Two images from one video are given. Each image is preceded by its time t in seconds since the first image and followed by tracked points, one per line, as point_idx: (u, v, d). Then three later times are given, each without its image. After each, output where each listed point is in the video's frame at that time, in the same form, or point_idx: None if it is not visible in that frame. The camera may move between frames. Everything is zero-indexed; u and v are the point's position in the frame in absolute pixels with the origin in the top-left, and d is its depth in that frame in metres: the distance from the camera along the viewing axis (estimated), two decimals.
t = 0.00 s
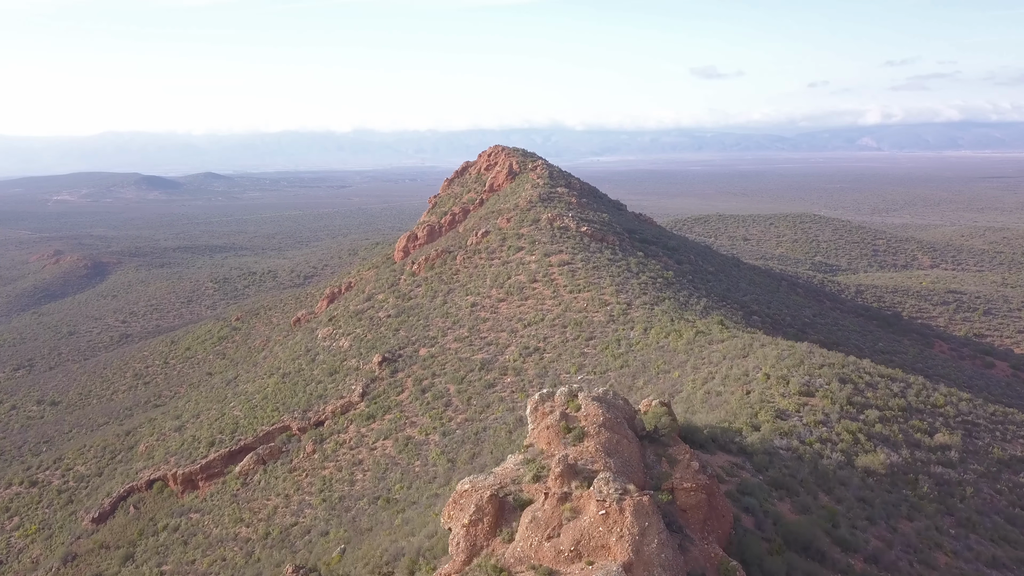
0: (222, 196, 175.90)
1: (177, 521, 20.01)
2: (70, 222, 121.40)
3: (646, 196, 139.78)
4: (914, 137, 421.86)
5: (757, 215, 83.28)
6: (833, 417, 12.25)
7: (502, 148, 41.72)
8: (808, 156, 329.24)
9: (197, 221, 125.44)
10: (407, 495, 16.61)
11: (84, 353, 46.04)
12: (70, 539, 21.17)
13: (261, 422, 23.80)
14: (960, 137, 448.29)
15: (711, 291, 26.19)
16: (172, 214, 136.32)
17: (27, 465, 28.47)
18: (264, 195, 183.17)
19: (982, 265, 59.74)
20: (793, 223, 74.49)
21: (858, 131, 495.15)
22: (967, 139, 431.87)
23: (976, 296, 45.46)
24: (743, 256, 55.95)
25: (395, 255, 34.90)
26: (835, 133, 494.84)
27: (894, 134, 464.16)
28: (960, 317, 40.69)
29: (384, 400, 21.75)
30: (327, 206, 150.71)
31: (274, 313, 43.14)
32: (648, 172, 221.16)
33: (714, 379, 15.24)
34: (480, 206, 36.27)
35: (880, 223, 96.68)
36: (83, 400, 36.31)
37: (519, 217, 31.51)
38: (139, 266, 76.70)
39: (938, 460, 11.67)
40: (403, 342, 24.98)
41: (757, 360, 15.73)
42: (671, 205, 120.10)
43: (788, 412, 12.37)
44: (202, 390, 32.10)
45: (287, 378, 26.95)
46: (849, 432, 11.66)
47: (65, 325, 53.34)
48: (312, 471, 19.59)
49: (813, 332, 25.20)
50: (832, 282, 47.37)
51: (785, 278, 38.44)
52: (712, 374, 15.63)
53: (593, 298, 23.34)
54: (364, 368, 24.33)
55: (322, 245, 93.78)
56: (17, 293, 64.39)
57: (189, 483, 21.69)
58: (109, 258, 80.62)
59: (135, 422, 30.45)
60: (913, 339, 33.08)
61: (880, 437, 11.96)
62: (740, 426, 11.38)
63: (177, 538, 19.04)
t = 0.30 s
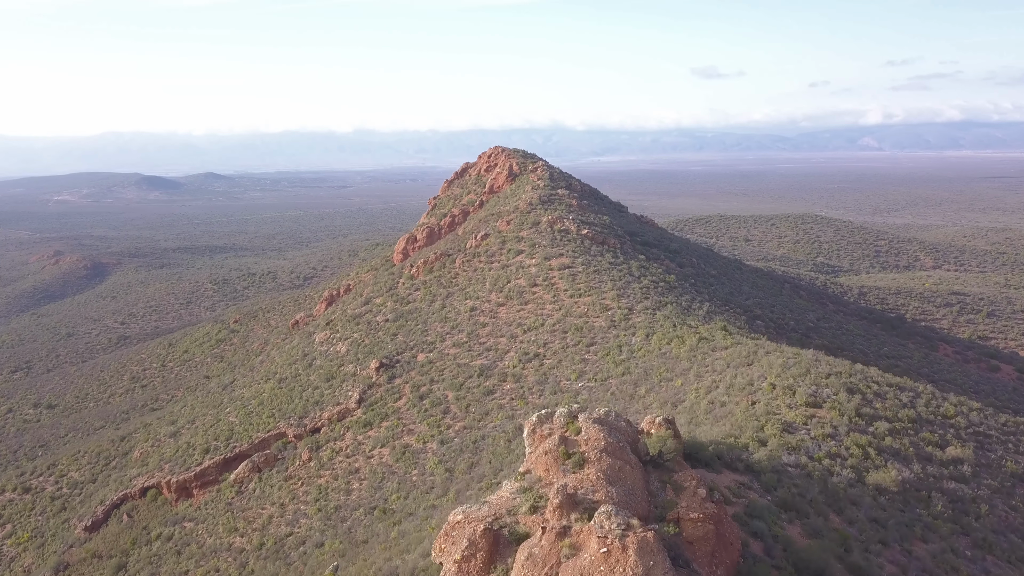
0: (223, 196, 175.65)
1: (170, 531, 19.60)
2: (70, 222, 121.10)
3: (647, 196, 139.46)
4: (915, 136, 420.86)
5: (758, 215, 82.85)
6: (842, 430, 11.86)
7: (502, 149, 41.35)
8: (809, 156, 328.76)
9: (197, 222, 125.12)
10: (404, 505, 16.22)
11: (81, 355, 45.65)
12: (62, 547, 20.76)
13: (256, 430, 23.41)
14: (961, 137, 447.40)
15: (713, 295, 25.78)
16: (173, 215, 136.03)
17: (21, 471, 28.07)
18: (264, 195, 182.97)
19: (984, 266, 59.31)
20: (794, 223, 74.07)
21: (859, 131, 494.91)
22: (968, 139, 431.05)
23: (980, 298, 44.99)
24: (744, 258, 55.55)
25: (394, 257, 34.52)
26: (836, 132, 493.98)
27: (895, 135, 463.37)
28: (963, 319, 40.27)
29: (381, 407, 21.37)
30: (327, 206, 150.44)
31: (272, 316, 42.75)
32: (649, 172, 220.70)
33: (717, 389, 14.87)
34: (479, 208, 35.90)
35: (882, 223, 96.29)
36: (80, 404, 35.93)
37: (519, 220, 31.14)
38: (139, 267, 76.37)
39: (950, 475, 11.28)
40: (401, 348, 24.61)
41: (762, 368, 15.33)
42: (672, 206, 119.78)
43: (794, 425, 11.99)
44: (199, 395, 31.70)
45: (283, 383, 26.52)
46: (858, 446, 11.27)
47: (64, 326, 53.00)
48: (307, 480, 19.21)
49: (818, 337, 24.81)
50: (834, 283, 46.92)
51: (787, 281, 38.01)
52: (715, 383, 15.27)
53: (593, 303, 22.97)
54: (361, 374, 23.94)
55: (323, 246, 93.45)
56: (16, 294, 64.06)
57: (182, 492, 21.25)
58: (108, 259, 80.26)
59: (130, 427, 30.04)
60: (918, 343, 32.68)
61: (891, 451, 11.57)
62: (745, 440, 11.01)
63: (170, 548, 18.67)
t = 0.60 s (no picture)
0: (224, 196, 175.34)
1: (163, 541, 19.17)
2: (71, 222, 120.90)
3: (648, 196, 139.06)
4: (916, 135, 420.12)
5: (760, 215, 82.41)
6: (853, 444, 11.43)
7: (503, 150, 40.99)
8: (810, 155, 328.11)
9: (197, 222, 124.86)
10: (401, 518, 15.80)
11: (79, 357, 45.33)
12: (53, 557, 20.38)
13: (252, 436, 23.04)
14: (963, 136, 446.29)
15: (716, 299, 25.37)
16: (173, 215, 135.81)
17: (14, 476, 27.70)
18: (265, 195, 182.84)
19: (988, 266, 58.84)
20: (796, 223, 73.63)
21: (860, 131, 494.12)
22: (969, 138, 430.05)
23: (984, 300, 44.52)
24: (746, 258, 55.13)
25: (393, 260, 34.13)
26: (837, 131, 493.08)
27: (896, 135, 462.82)
28: (968, 321, 39.84)
29: (378, 415, 20.95)
30: (327, 206, 150.19)
31: (270, 318, 42.39)
32: (650, 172, 220.35)
33: (722, 399, 14.45)
34: (479, 210, 35.54)
35: (884, 223, 95.83)
36: (76, 407, 35.58)
37: (519, 222, 30.76)
38: (138, 268, 76.12)
39: (965, 492, 10.86)
40: (399, 353, 24.23)
41: (767, 378, 14.90)
42: (674, 206, 119.41)
43: (803, 439, 11.57)
44: (195, 399, 31.30)
45: (279, 389, 26.14)
46: (870, 463, 10.83)
47: (62, 328, 52.72)
48: (302, 489, 18.76)
49: (822, 342, 24.39)
50: (837, 285, 46.50)
51: (790, 284, 37.62)
52: (720, 393, 14.85)
53: (594, 308, 22.56)
54: (359, 380, 23.55)
55: (323, 246, 93.14)
56: (16, 295, 63.80)
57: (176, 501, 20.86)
58: (108, 259, 80.01)
59: (126, 432, 29.67)
60: (923, 345, 32.28)
61: (904, 467, 11.15)
62: (753, 457, 10.61)
63: (163, 559, 18.24)
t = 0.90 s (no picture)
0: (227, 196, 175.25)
1: (157, 552, 18.25)
2: (74, 222, 120.89)
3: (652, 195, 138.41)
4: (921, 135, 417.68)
5: (764, 216, 81.86)
6: (868, 463, 11.12)
7: (505, 151, 40.66)
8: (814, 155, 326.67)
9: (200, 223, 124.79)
10: (401, 530, 15.06)
11: (80, 359, 45.06)
12: (46, 568, 19.97)
13: (249, 444, 22.67)
14: (968, 135, 443.75)
15: (720, 303, 24.92)
16: (176, 216, 135.72)
17: (11, 483, 27.35)
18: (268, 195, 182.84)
19: (996, 267, 58.10)
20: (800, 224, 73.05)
21: (864, 130, 492.27)
22: (975, 137, 427.56)
23: (992, 301, 43.91)
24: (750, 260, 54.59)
25: (394, 262, 33.76)
26: (841, 130, 490.88)
27: (901, 134, 460.24)
28: (977, 323, 39.26)
29: (379, 423, 20.47)
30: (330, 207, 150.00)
31: (271, 321, 42.03)
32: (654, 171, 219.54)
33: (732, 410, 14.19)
34: (481, 212, 35.21)
35: (890, 223, 95.05)
36: (75, 411, 35.25)
37: (521, 225, 30.43)
38: (141, 269, 75.92)
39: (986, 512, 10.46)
40: (399, 360, 23.81)
41: (777, 387, 14.56)
42: (678, 206, 118.86)
43: (816, 457, 11.38)
44: (194, 405, 30.91)
45: (278, 395, 25.79)
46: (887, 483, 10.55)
47: (63, 329, 52.51)
48: (299, 499, 17.77)
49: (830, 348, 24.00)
50: (843, 287, 45.98)
51: (795, 287, 37.16)
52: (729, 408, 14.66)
53: (599, 314, 22.10)
54: (358, 387, 23.17)
55: (326, 247, 92.95)
56: (18, 295, 63.65)
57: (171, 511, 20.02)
58: (111, 260, 79.88)
59: (123, 438, 29.31)
60: (932, 348, 31.90)
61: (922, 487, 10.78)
62: (765, 481, 10.66)
63: (156, 570, 17.32)
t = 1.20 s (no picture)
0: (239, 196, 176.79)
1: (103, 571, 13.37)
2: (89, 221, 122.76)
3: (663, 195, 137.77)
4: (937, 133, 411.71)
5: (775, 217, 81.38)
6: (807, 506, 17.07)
7: (513, 153, 40.86)
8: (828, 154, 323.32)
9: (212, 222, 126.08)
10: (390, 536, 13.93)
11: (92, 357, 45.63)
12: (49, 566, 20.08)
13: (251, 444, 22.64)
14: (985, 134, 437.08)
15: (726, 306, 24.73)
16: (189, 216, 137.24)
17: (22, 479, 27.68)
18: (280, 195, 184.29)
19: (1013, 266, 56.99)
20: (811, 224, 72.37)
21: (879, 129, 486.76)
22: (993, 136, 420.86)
23: (1007, 301, 43.09)
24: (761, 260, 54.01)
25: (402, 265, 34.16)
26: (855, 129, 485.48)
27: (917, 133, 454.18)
28: (991, 324, 38.61)
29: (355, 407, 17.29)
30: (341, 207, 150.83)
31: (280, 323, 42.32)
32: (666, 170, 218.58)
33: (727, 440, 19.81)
34: (489, 216, 35.64)
35: (905, 223, 93.77)
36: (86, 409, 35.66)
37: (532, 233, 31.26)
38: (153, 268, 76.82)
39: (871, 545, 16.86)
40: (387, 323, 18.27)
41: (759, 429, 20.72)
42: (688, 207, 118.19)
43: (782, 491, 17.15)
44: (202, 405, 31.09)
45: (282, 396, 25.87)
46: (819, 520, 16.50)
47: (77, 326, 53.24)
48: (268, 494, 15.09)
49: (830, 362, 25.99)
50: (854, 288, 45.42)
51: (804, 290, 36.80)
52: (712, 456, 19.33)
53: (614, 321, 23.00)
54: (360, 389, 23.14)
55: (336, 247, 93.47)
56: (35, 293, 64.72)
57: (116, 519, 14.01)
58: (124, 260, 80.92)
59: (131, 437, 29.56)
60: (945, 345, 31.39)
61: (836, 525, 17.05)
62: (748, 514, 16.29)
63: None
